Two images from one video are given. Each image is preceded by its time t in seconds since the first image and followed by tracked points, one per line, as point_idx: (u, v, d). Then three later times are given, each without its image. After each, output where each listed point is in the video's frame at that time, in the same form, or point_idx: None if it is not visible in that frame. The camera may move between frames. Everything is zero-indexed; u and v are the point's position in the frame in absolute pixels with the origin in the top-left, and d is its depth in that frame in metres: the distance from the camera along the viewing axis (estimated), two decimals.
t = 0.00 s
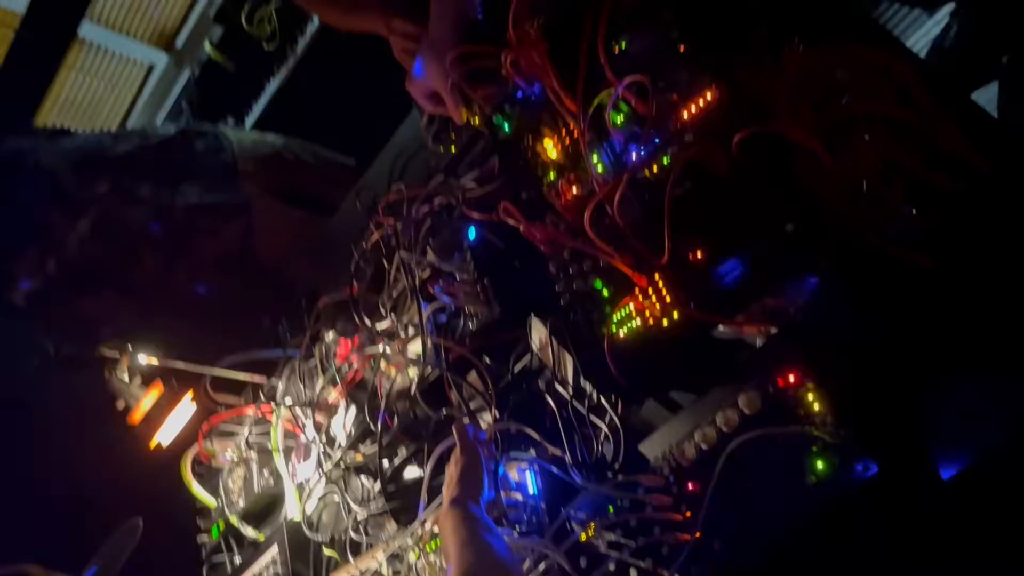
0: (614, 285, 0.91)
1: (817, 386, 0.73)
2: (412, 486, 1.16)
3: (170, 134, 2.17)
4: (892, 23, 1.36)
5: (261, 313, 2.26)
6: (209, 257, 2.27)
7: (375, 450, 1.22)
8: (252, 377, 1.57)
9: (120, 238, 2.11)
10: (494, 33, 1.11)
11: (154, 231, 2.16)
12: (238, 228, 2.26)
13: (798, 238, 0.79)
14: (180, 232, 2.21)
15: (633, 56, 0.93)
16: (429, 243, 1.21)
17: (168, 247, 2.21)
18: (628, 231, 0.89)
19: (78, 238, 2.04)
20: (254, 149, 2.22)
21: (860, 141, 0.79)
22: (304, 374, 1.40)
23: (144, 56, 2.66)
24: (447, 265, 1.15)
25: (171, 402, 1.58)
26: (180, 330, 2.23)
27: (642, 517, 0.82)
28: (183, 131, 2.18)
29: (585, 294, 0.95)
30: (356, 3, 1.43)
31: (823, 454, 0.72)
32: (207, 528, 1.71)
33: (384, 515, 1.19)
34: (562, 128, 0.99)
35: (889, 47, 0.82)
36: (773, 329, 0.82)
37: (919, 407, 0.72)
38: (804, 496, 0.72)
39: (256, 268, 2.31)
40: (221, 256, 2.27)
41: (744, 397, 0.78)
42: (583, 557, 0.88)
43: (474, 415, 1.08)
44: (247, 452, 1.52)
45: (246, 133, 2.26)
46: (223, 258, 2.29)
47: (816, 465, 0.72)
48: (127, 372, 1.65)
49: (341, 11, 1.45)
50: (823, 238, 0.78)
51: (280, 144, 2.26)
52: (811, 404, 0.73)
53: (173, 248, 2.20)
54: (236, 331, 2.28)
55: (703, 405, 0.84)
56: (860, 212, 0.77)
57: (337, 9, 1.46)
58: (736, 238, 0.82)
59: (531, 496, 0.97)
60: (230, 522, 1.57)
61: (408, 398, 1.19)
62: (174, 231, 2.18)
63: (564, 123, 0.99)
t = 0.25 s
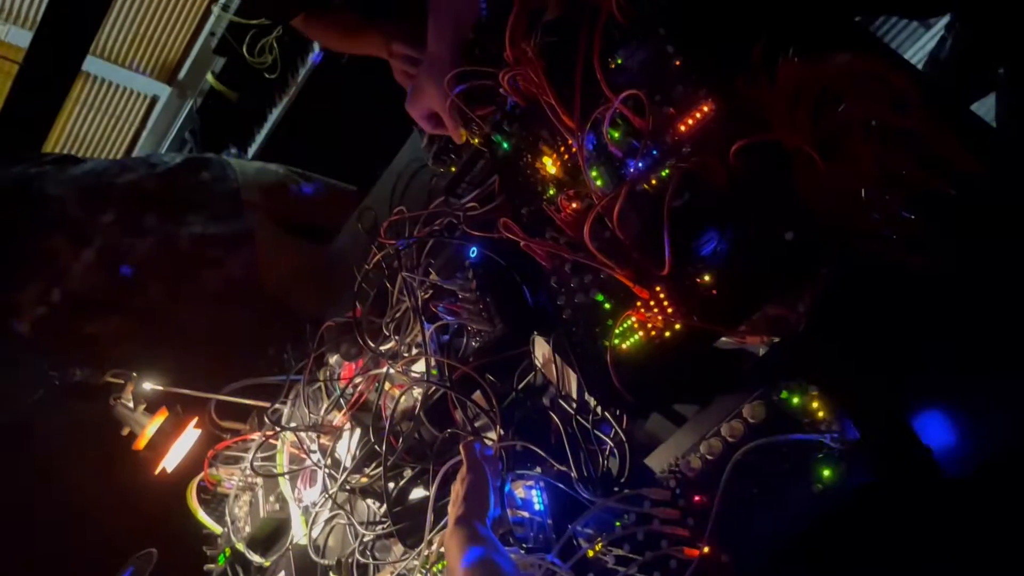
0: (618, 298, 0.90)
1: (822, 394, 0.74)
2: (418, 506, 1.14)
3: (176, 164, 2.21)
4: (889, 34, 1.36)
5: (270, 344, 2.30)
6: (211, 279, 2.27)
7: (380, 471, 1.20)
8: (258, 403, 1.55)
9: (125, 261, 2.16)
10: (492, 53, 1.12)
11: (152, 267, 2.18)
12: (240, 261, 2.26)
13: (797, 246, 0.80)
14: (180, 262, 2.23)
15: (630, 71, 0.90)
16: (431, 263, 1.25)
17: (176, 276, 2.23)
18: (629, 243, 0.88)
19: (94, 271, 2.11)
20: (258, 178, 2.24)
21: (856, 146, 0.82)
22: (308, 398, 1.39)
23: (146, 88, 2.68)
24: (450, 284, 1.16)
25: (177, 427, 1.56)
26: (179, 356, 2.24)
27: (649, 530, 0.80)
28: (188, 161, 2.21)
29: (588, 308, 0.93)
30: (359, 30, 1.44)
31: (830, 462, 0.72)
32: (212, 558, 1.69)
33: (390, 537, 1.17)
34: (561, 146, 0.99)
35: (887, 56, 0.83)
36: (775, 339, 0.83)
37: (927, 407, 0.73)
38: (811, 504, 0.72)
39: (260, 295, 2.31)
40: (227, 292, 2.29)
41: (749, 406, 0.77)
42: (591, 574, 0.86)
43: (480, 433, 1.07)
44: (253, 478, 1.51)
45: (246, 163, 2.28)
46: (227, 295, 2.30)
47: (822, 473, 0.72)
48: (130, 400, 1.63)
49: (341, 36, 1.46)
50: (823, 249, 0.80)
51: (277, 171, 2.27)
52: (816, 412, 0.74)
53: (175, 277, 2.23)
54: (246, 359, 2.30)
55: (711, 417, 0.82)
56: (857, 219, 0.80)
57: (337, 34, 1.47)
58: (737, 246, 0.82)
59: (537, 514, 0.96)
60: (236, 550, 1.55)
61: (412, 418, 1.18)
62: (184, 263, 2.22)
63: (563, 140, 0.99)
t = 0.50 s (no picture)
0: (621, 303, 0.89)
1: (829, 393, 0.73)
2: (425, 519, 1.13)
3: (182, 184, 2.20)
4: (887, 39, 1.36)
5: (263, 362, 2.26)
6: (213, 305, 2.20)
7: (384, 486, 1.19)
8: (261, 421, 1.53)
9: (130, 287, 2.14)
10: (490, 63, 1.13)
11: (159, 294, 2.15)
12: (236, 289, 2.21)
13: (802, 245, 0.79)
14: (180, 286, 2.17)
15: (629, 76, 0.91)
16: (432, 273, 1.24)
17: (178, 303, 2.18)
18: (631, 247, 0.88)
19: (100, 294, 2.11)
20: (259, 199, 2.19)
21: (856, 145, 0.81)
22: (310, 414, 1.39)
23: (145, 109, 2.68)
24: (452, 295, 1.15)
25: (179, 446, 1.53)
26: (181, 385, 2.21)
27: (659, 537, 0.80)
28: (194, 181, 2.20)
29: (591, 314, 0.93)
30: (356, 44, 1.44)
31: (841, 462, 0.71)
32: None
33: (396, 552, 1.16)
34: (561, 153, 0.99)
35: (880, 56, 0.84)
36: (782, 340, 0.81)
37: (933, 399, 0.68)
38: (821, 505, 0.71)
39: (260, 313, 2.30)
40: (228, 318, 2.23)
41: (757, 408, 0.77)
42: None
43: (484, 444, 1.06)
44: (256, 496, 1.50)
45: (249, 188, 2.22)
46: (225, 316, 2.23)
47: (833, 474, 0.72)
48: (133, 419, 1.63)
49: (339, 51, 1.46)
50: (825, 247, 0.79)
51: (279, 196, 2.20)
52: (824, 411, 0.73)
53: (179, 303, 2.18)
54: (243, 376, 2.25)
55: (717, 420, 0.81)
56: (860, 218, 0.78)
57: (335, 49, 1.47)
58: (740, 248, 0.81)
59: (545, 523, 0.94)
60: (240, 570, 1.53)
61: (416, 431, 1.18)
62: (191, 288, 2.18)
63: (563, 146, 0.99)
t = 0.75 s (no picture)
0: (628, 309, 0.87)
1: (848, 396, 0.70)
2: (432, 538, 1.10)
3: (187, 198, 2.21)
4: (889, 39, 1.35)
5: (264, 384, 2.16)
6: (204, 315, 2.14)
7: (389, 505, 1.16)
8: (260, 443, 1.51)
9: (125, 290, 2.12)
10: (486, 72, 1.11)
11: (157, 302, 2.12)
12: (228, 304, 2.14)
13: (813, 245, 0.77)
14: (177, 289, 2.12)
15: (628, 80, 0.89)
16: (433, 287, 1.22)
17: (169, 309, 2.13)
18: (636, 253, 0.86)
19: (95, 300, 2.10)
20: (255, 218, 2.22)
21: (864, 142, 0.79)
22: (311, 435, 1.36)
23: (136, 133, 2.68)
24: (453, 309, 1.13)
25: (178, 472, 1.51)
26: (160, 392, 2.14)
27: (676, 550, 0.77)
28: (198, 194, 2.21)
29: (598, 322, 0.91)
30: (348, 60, 1.43)
31: (862, 465, 0.69)
32: None
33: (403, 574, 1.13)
34: (561, 160, 0.98)
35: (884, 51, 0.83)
36: (794, 343, 0.79)
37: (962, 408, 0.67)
38: (845, 511, 0.69)
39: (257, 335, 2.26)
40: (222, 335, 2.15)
41: (772, 414, 0.74)
42: None
43: (490, 459, 1.03)
44: (258, 520, 1.47)
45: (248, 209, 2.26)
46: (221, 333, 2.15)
47: (855, 478, 0.69)
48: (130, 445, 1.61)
49: (331, 66, 1.44)
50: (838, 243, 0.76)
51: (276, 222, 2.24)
52: (844, 415, 0.70)
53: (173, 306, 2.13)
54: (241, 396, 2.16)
55: (732, 427, 0.79)
56: (870, 215, 0.76)
57: (327, 63, 1.45)
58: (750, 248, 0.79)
59: (556, 538, 0.92)
60: None
61: (419, 448, 1.15)
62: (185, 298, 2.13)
63: (563, 153, 0.97)
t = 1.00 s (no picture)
0: (634, 322, 0.85)
1: (865, 403, 0.68)
2: (438, 564, 1.06)
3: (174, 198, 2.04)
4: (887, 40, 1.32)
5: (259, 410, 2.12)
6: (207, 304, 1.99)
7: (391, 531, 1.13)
8: (255, 470, 1.48)
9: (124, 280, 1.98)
10: (479, 86, 1.10)
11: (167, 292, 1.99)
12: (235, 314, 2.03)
13: (820, 250, 0.75)
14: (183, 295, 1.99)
15: (624, 89, 0.89)
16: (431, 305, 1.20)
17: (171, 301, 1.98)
18: (639, 264, 0.84)
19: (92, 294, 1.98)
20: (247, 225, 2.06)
21: (869, 142, 0.77)
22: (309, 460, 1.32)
23: (123, 159, 2.65)
24: (451, 326, 1.11)
25: (170, 504, 1.47)
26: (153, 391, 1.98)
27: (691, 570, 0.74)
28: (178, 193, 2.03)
29: (602, 336, 0.88)
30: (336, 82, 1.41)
31: (883, 477, 0.66)
32: None
33: None
34: (558, 171, 0.96)
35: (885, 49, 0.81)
36: (806, 350, 0.76)
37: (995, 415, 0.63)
38: (868, 526, 0.66)
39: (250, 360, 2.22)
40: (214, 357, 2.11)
41: (786, 424, 0.72)
42: None
43: (495, 481, 1.01)
44: (257, 549, 1.41)
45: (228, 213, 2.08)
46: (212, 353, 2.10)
47: (877, 490, 0.66)
48: (122, 477, 1.58)
49: (318, 85, 1.43)
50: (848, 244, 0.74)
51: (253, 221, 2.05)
52: (862, 424, 0.68)
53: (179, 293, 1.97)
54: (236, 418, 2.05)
55: (746, 440, 0.76)
56: (878, 216, 0.74)
57: (314, 83, 1.43)
58: (757, 254, 0.77)
59: (565, 562, 0.88)
60: None
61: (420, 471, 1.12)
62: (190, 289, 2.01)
63: (559, 165, 0.96)
